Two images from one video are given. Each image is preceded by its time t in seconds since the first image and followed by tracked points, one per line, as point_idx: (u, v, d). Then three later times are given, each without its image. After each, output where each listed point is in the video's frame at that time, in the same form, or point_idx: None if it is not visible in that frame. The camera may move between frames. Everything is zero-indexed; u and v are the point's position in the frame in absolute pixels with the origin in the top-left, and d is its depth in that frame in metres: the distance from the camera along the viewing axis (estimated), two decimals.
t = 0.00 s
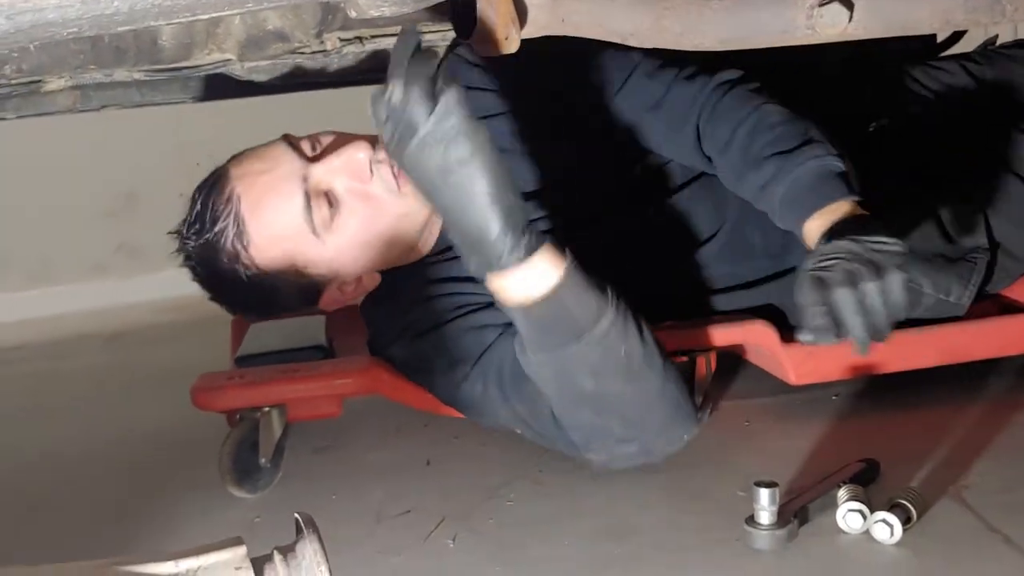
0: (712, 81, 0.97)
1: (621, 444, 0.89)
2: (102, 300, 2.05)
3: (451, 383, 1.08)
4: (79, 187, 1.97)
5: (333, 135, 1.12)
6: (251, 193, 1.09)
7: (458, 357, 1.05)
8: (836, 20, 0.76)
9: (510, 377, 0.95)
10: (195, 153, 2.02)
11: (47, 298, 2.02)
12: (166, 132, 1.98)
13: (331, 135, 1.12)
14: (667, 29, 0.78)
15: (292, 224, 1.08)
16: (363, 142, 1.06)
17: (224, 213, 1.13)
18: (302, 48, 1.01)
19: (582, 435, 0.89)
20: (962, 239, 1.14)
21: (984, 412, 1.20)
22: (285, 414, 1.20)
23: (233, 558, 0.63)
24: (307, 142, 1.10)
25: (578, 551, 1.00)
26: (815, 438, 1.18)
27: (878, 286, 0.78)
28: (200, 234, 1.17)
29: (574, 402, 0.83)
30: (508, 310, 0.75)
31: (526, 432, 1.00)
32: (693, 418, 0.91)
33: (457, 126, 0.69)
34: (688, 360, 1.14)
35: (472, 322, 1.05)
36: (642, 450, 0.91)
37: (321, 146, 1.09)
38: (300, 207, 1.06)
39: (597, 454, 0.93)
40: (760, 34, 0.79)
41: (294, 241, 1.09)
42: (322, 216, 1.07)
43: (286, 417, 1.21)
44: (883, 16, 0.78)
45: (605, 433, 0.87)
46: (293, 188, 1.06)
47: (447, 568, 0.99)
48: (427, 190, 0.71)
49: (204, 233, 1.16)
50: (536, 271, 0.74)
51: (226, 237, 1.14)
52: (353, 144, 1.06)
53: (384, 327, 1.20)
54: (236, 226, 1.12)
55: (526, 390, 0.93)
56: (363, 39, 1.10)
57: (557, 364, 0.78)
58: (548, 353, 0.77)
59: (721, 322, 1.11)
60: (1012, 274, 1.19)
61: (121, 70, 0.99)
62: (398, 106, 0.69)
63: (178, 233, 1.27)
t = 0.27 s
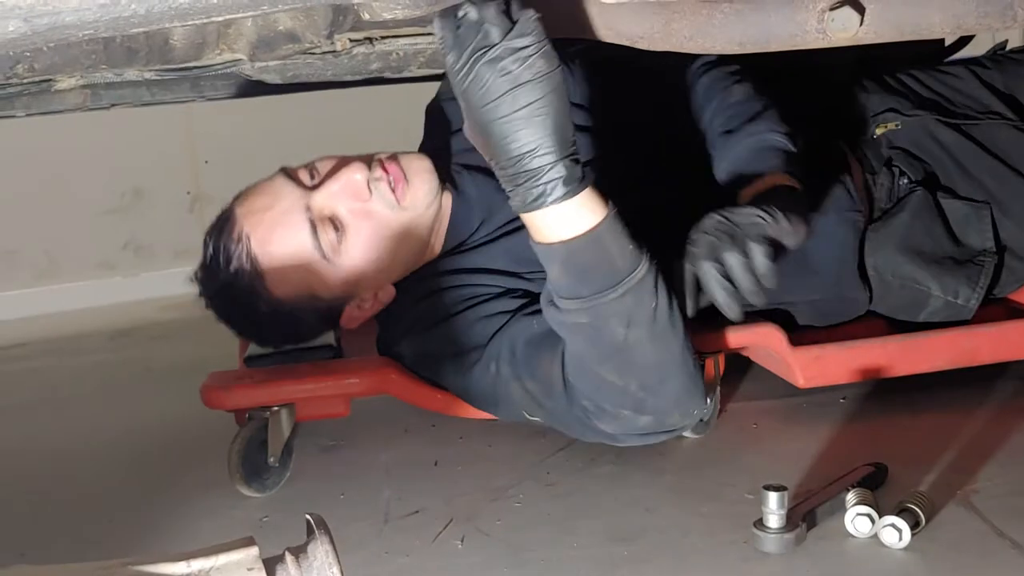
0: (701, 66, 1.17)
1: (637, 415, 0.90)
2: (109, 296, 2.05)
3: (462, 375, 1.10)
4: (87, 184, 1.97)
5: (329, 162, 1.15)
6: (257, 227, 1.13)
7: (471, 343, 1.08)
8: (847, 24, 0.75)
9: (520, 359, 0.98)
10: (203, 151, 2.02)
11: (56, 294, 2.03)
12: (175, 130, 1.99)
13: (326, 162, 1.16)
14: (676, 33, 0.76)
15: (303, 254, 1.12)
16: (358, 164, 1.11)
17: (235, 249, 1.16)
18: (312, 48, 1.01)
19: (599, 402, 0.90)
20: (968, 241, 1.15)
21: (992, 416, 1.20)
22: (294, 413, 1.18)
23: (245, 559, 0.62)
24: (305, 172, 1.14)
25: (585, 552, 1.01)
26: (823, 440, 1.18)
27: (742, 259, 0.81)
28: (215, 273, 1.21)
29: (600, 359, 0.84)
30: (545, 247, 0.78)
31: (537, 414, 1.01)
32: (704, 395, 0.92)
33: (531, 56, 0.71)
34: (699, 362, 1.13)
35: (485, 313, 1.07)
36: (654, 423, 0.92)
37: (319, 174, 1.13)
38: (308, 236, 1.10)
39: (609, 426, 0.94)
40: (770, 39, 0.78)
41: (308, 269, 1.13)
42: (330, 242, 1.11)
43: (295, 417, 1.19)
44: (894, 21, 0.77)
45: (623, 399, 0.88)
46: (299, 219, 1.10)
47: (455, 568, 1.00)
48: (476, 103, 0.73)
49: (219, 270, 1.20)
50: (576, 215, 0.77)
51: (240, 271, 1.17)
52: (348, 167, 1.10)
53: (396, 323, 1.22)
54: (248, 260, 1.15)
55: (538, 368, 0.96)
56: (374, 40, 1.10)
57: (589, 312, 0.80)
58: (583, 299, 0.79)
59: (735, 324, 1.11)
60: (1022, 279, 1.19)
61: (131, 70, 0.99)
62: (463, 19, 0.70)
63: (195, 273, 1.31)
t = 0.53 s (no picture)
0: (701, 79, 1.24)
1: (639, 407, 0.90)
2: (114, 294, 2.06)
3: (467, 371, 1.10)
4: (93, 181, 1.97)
5: (324, 183, 1.20)
6: (263, 254, 1.18)
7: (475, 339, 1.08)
8: (853, 24, 0.75)
9: (524, 354, 0.98)
10: (208, 149, 2.03)
11: (60, 291, 2.04)
12: (180, 128, 1.99)
13: (318, 183, 1.21)
14: (683, 32, 0.76)
15: (311, 274, 1.17)
16: (353, 180, 1.15)
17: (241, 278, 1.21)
18: (318, 47, 1.01)
19: (600, 395, 0.89)
20: (971, 242, 1.16)
21: (996, 417, 1.20)
22: (298, 410, 1.18)
23: (251, 555, 0.62)
24: (302, 196, 1.19)
25: (589, 551, 1.01)
26: (826, 440, 1.18)
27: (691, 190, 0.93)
28: (223, 307, 1.25)
29: (601, 349, 0.84)
30: (543, 239, 0.78)
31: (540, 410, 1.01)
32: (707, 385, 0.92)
33: (527, 46, 0.70)
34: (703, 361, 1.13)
35: (487, 309, 1.08)
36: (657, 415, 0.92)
37: (316, 196, 1.18)
38: (314, 255, 1.15)
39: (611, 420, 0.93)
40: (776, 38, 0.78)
41: (317, 287, 1.18)
42: (337, 258, 1.16)
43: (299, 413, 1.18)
44: (899, 21, 0.78)
45: (626, 391, 0.88)
46: (304, 240, 1.16)
47: (459, 566, 1.00)
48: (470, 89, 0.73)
49: (227, 301, 1.24)
50: (571, 206, 0.77)
51: (250, 299, 1.21)
52: (343, 183, 1.15)
53: (399, 319, 1.22)
54: (257, 286, 1.19)
55: (541, 363, 0.96)
56: (379, 38, 1.10)
57: (589, 303, 0.80)
58: (582, 290, 0.79)
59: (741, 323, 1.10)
60: None
61: (139, 68, 0.99)
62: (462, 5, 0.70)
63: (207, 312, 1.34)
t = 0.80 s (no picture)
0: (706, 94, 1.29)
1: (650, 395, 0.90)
2: (115, 291, 2.06)
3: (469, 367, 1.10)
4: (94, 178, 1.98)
5: (319, 187, 1.20)
6: (262, 261, 1.18)
7: (477, 333, 1.08)
8: (856, 22, 0.76)
9: (529, 346, 0.99)
10: (210, 147, 2.03)
11: (62, 289, 2.04)
12: (182, 125, 1.99)
13: (314, 187, 1.21)
14: (684, 30, 0.76)
15: (311, 279, 1.17)
16: (349, 185, 1.16)
17: (240, 285, 1.21)
18: (320, 44, 1.01)
19: (612, 381, 0.90)
20: (972, 240, 1.15)
21: (998, 415, 1.20)
22: (299, 408, 1.17)
23: (250, 551, 0.62)
24: (299, 202, 1.19)
25: (590, 548, 1.01)
26: (828, 438, 1.18)
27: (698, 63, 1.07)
28: (222, 314, 1.25)
29: (617, 332, 0.84)
30: (565, 219, 0.78)
31: (544, 402, 1.01)
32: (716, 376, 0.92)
33: (562, 22, 0.70)
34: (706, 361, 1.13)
35: (489, 305, 1.08)
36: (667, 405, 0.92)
37: (313, 202, 1.18)
38: (314, 260, 1.16)
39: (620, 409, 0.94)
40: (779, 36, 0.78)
41: (317, 292, 1.18)
42: (336, 262, 1.16)
43: (299, 411, 1.18)
44: (902, 18, 0.77)
45: (638, 377, 0.88)
46: (304, 247, 1.16)
47: (459, 564, 1.00)
48: (496, 65, 0.72)
49: (226, 308, 1.24)
50: (596, 186, 0.77)
51: (250, 306, 1.21)
52: (339, 188, 1.15)
53: (400, 316, 1.22)
54: (257, 293, 1.20)
55: (547, 354, 0.97)
56: (381, 36, 1.10)
57: (610, 285, 0.80)
58: (604, 271, 0.79)
59: (744, 322, 1.10)
60: None
61: (140, 65, 1.00)
62: None
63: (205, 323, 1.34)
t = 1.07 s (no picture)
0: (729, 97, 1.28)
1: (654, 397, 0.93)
2: (114, 290, 2.06)
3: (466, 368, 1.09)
4: (93, 178, 1.97)
5: (313, 189, 1.20)
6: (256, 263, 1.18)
7: (474, 336, 1.08)
8: (855, 22, 0.75)
9: (529, 352, 1.00)
10: (209, 146, 2.02)
11: (60, 288, 2.03)
12: (180, 125, 1.99)
13: (309, 189, 1.21)
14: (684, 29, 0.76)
15: (306, 280, 1.17)
16: (343, 185, 1.16)
17: (234, 287, 1.20)
18: (318, 43, 1.01)
19: (619, 383, 0.92)
20: (971, 241, 1.15)
21: (997, 417, 1.20)
22: (296, 408, 1.17)
23: (247, 553, 0.62)
24: (292, 203, 1.19)
25: (588, 550, 1.00)
26: (826, 440, 1.18)
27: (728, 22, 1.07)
28: (216, 317, 1.25)
29: (631, 329, 0.87)
30: (584, 211, 0.82)
31: (545, 407, 1.02)
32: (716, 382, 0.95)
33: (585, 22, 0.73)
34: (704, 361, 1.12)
35: (486, 308, 1.08)
36: (667, 409, 0.95)
37: (306, 203, 1.19)
38: (309, 261, 1.16)
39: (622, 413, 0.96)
40: (778, 36, 0.77)
41: (312, 293, 1.18)
42: (331, 263, 1.16)
43: (296, 412, 1.18)
44: (901, 18, 0.77)
45: (644, 378, 0.90)
46: (298, 249, 1.16)
47: (457, 566, 0.99)
48: (518, 70, 0.75)
49: (220, 311, 1.24)
50: (614, 181, 0.81)
51: (244, 309, 1.20)
52: (334, 189, 1.16)
53: (396, 316, 1.22)
54: (251, 295, 1.19)
55: (547, 361, 0.98)
56: (379, 35, 1.10)
57: (628, 279, 0.83)
58: (622, 265, 0.83)
59: (742, 323, 1.10)
60: None
61: (138, 63, 0.99)
62: None
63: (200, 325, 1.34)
